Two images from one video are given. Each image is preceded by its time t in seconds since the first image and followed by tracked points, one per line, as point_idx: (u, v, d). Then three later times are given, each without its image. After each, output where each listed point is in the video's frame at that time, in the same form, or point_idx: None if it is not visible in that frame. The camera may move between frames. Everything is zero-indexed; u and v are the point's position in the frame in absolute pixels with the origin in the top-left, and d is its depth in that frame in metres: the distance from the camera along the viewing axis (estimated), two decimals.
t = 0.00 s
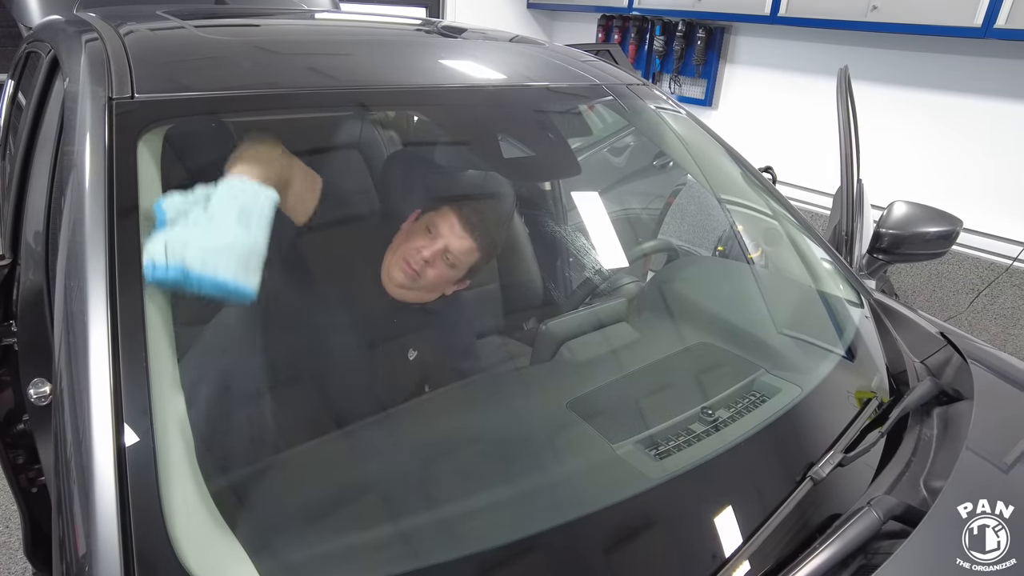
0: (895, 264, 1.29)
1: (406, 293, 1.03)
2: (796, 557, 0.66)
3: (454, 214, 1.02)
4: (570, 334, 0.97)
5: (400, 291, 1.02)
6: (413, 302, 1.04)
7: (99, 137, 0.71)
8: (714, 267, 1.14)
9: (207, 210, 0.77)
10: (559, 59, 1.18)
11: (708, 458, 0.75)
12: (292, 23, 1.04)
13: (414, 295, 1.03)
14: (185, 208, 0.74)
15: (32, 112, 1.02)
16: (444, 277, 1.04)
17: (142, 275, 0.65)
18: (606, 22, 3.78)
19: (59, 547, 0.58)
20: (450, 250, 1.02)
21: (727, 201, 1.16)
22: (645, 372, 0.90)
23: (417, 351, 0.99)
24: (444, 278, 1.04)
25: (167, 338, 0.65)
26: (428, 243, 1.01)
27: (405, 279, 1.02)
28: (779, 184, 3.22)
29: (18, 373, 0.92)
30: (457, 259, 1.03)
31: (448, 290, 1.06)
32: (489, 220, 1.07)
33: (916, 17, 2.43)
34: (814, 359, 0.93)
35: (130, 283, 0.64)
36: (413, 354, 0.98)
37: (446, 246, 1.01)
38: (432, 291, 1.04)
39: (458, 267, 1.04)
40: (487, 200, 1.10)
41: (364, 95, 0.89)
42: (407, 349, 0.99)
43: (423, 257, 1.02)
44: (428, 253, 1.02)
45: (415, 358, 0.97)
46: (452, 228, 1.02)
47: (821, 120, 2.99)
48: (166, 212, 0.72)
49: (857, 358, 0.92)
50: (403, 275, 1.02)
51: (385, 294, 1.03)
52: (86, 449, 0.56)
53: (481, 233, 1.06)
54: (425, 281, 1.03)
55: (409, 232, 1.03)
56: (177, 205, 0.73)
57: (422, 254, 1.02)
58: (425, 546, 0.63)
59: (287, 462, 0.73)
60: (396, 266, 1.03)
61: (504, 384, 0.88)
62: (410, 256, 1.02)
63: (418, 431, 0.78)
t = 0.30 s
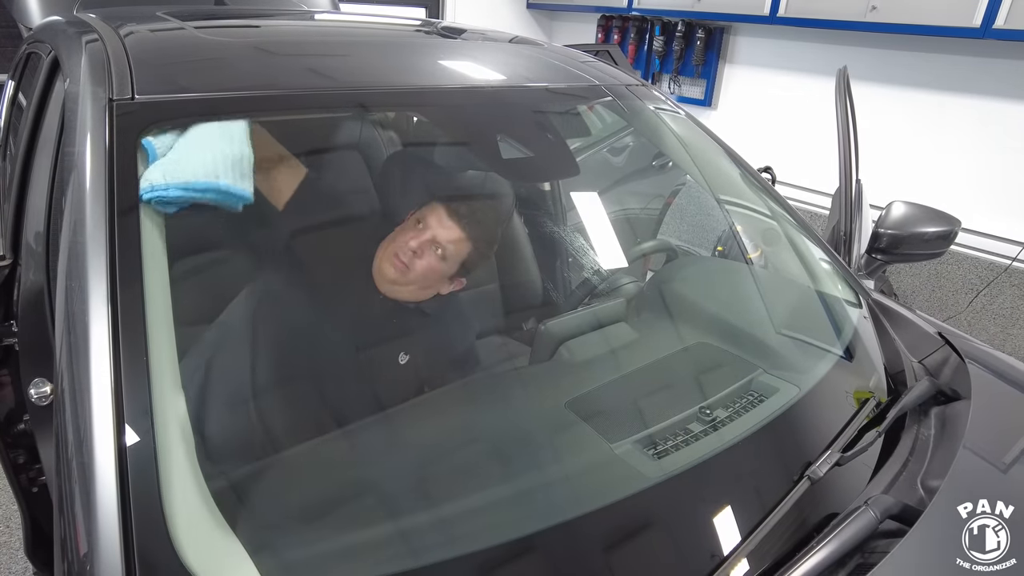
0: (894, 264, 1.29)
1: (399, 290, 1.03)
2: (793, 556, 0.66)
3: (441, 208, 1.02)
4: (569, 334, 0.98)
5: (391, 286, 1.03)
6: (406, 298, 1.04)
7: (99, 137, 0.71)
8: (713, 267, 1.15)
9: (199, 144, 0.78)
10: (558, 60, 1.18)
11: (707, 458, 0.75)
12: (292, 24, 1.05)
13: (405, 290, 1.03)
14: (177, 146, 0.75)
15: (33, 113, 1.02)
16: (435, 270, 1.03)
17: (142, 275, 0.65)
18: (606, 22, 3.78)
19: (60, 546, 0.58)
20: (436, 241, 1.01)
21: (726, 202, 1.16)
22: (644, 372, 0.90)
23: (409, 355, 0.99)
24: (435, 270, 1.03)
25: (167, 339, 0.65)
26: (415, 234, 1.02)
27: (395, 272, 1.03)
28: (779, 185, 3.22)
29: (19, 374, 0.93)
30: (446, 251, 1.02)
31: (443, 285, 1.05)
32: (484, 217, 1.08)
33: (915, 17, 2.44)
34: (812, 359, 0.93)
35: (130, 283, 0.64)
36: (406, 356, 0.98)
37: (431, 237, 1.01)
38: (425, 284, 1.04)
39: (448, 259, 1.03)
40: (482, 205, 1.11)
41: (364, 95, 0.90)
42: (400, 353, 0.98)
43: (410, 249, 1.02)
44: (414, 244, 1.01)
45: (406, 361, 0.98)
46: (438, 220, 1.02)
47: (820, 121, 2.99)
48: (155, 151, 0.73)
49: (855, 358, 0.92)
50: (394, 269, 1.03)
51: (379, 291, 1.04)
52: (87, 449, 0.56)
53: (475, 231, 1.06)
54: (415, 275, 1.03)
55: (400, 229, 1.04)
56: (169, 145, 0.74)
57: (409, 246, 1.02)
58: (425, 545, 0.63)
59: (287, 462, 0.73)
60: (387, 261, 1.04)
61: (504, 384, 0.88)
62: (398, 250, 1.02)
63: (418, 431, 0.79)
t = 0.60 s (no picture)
0: (893, 264, 1.29)
1: (401, 278, 1.03)
2: (792, 556, 0.66)
3: (440, 196, 1.04)
4: (568, 334, 0.98)
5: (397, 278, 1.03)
6: (407, 286, 1.04)
7: (99, 137, 0.71)
8: (713, 267, 1.15)
9: (235, 139, 0.81)
10: (557, 60, 1.18)
11: (706, 458, 0.75)
12: (291, 24, 1.05)
13: (408, 278, 1.03)
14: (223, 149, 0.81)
15: (32, 113, 1.02)
16: (437, 256, 1.04)
17: (142, 275, 0.65)
18: (605, 22, 3.78)
19: (60, 546, 0.58)
20: (439, 227, 1.02)
21: (726, 202, 1.17)
22: (644, 372, 0.90)
23: (407, 355, 0.98)
24: (439, 257, 1.04)
25: (167, 339, 0.65)
26: (417, 222, 1.02)
27: (400, 264, 1.02)
28: (779, 185, 3.22)
29: (19, 374, 0.93)
30: (448, 237, 1.04)
31: (443, 272, 1.06)
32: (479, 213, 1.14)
33: (915, 17, 2.44)
34: (812, 359, 0.93)
35: (130, 283, 0.64)
36: (404, 356, 0.98)
37: (434, 224, 1.02)
38: (427, 272, 1.05)
39: (449, 245, 1.04)
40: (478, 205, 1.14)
41: (363, 95, 0.89)
42: (399, 353, 0.98)
43: (414, 236, 1.02)
44: (417, 231, 1.02)
45: (404, 361, 0.97)
46: (438, 207, 1.03)
47: (820, 121, 2.99)
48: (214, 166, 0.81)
49: (855, 358, 0.92)
50: (399, 261, 1.02)
51: (378, 282, 1.04)
52: (86, 449, 0.56)
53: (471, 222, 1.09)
54: (418, 262, 1.03)
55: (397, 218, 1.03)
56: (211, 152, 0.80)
57: (412, 233, 1.02)
58: (425, 545, 0.64)
59: (287, 463, 0.73)
60: (387, 250, 1.03)
61: (503, 384, 0.88)
62: (400, 238, 1.02)
63: (417, 432, 0.79)
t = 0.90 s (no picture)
0: (893, 264, 1.29)
1: (382, 267, 1.04)
2: (791, 555, 0.66)
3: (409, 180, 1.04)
4: (568, 334, 0.98)
5: (381, 271, 1.04)
6: (389, 276, 1.05)
7: (100, 137, 0.71)
8: (713, 267, 1.15)
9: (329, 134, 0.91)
10: (557, 60, 1.18)
11: (705, 458, 0.75)
12: (292, 24, 1.05)
13: (388, 266, 1.04)
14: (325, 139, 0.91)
15: (33, 113, 1.02)
16: (414, 239, 1.06)
17: (143, 275, 0.65)
18: (605, 22, 3.78)
19: (60, 546, 0.58)
20: (413, 211, 1.04)
21: (725, 202, 1.17)
22: (643, 372, 0.90)
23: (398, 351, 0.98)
24: (418, 241, 1.06)
25: (167, 339, 0.65)
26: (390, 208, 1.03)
27: (382, 254, 1.04)
28: (779, 185, 3.22)
29: (19, 374, 0.93)
30: (423, 222, 1.06)
31: (423, 257, 1.07)
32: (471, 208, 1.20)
33: (915, 17, 2.44)
34: (812, 359, 0.93)
35: (131, 283, 0.64)
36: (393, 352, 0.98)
37: (408, 208, 1.04)
38: (407, 258, 1.06)
39: (425, 227, 1.06)
40: (469, 204, 1.19)
41: (363, 95, 0.89)
42: (389, 350, 0.98)
43: (390, 224, 1.03)
44: (392, 217, 1.03)
45: (395, 356, 0.97)
46: (407, 190, 1.04)
47: (820, 121, 2.99)
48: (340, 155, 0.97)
49: (855, 358, 0.92)
50: (382, 251, 1.04)
51: (361, 275, 1.04)
52: (87, 449, 0.57)
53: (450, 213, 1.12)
54: (398, 249, 1.05)
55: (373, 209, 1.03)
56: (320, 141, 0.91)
57: (388, 219, 1.03)
58: (426, 544, 0.64)
59: (287, 462, 0.73)
60: (366, 240, 1.04)
61: (503, 384, 0.88)
62: (377, 226, 1.04)
63: (417, 432, 0.79)
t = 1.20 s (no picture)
0: (893, 264, 1.29)
1: (384, 265, 1.04)
2: (791, 556, 0.66)
3: (409, 177, 1.05)
4: (568, 334, 0.98)
5: (382, 269, 1.04)
6: (391, 274, 1.05)
7: (99, 138, 0.71)
8: (713, 267, 1.15)
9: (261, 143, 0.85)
10: (557, 61, 1.18)
11: (705, 458, 0.75)
12: (292, 24, 1.05)
13: (389, 264, 1.04)
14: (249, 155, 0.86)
15: (33, 114, 1.03)
16: (416, 237, 1.06)
17: (143, 275, 0.66)
18: (605, 22, 3.78)
19: (61, 546, 0.58)
20: (414, 208, 1.05)
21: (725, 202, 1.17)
22: (643, 372, 0.91)
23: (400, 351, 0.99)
24: (420, 240, 1.06)
25: (168, 340, 0.66)
26: (392, 207, 1.04)
27: (384, 253, 1.04)
28: (779, 185, 3.22)
29: (19, 374, 0.93)
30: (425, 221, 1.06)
31: (424, 255, 1.08)
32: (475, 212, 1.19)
33: (915, 17, 2.44)
34: (811, 359, 0.94)
35: (130, 284, 0.64)
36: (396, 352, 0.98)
37: (410, 207, 1.04)
38: (408, 256, 1.06)
39: (427, 226, 1.06)
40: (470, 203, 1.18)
41: (364, 95, 0.90)
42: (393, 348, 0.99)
43: (393, 223, 1.04)
44: (394, 215, 1.04)
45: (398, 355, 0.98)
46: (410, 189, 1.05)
47: (820, 121, 2.99)
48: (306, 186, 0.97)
49: (855, 358, 0.93)
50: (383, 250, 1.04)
51: (362, 273, 1.04)
52: (87, 449, 0.57)
53: (451, 213, 1.10)
54: (400, 247, 1.05)
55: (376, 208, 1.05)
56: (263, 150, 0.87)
57: (390, 218, 1.05)
58: (426, 544, 0.64)
59: (287, 462, 0.74)
60: (367, 238, 1.04)
61: (503, 385, 0.88)
62: (379, 225, 1.04)
63: (417, 433, 0.79)
